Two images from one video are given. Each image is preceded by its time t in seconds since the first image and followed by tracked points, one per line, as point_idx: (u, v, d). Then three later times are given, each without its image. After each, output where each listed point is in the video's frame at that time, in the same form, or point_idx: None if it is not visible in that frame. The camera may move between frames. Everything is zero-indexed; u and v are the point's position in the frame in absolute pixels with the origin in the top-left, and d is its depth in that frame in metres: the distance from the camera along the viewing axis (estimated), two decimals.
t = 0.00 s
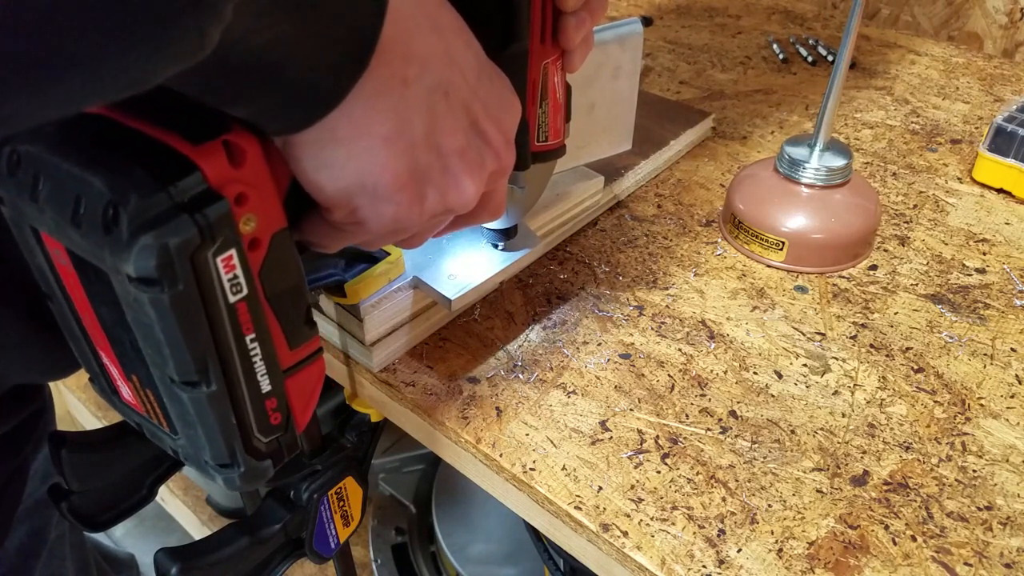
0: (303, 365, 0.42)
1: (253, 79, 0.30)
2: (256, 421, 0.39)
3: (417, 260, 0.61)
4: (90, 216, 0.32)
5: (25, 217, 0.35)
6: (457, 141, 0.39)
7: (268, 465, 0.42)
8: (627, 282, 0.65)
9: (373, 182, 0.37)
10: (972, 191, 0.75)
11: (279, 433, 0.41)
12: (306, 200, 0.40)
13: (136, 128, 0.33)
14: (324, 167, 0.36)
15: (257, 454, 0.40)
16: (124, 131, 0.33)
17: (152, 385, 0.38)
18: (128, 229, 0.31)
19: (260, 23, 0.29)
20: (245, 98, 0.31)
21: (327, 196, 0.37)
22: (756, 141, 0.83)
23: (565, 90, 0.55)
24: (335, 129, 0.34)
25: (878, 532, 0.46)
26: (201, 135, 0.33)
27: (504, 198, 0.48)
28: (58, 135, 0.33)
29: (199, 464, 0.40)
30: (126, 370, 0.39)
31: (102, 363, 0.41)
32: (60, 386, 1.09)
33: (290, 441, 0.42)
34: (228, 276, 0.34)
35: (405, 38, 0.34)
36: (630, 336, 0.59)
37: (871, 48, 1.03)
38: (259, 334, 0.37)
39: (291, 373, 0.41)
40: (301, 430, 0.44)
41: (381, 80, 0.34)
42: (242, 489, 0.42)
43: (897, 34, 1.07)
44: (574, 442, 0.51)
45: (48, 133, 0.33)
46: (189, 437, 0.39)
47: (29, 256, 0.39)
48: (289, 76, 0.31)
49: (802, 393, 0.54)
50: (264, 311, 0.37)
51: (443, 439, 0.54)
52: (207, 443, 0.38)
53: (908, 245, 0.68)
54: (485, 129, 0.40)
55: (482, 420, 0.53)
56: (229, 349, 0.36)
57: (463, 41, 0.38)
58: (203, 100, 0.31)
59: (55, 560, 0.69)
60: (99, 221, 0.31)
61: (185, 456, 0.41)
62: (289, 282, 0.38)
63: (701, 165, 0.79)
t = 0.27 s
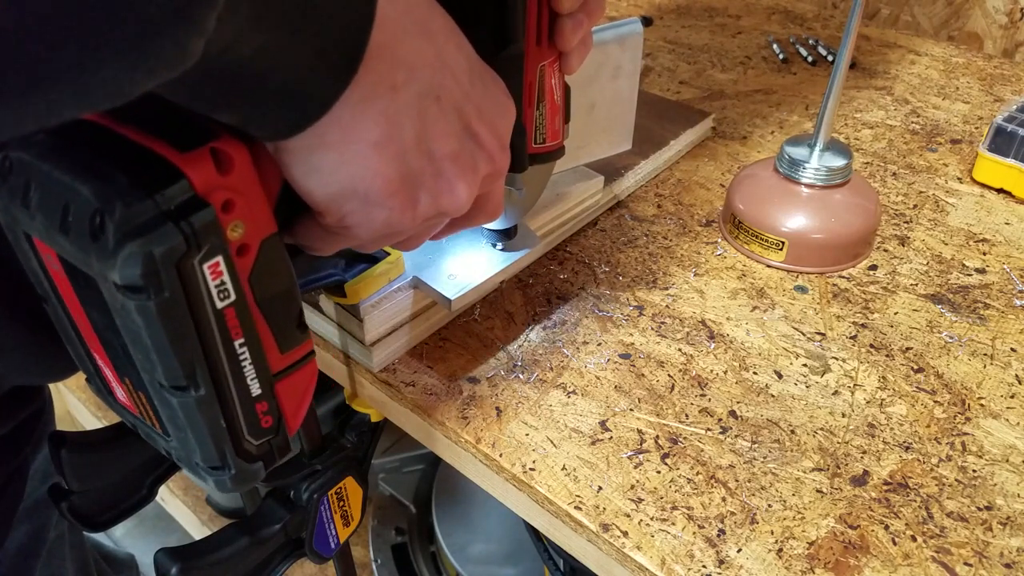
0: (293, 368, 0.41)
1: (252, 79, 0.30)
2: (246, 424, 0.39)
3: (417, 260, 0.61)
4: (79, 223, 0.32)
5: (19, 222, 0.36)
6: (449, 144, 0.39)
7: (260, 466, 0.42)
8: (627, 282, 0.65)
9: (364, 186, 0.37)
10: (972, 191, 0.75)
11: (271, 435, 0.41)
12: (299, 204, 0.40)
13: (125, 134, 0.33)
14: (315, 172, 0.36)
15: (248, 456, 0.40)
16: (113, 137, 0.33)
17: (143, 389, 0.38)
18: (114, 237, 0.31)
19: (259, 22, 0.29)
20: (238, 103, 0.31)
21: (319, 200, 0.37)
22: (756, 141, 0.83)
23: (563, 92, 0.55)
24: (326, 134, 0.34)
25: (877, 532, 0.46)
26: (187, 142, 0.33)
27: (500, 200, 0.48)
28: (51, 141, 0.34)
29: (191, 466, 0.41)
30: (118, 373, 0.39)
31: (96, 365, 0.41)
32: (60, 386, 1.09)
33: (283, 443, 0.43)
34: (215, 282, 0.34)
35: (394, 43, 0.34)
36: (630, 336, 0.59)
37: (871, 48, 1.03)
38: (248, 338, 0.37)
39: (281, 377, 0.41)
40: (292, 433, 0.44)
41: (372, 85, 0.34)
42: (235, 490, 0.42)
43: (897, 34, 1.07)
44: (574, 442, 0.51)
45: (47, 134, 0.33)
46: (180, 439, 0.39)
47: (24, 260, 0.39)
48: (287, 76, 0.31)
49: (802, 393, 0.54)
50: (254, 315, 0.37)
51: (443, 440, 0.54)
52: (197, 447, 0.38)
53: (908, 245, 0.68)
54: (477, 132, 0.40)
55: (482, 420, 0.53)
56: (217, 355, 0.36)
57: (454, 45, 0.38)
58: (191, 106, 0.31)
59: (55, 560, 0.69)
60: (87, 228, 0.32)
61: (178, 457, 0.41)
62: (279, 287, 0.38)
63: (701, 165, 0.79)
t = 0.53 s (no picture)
0: (295, 370, 0.41)
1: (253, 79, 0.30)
2: (247, 427, 0.39)
3: (417, 260, 0.61)
4: (80, 226, 0.32)
5: (19, 225, 0.36)
6: (449, 145, 0.39)
7: (261, 468, 0.42)
8: (627, 282, 0.65)
9: (364, 187, 0.37)
10: (972, 191, 0.75)
11: (272, 437, 0.41)
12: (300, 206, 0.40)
13: (126, 137, 0.33)
14: (316, 173, 0.36)
15: (249, 458, 0.40)
16: (113, 140, 0.33)
17: (144, 391, 0.38)
18: (114, 240, 0.31)
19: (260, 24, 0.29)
20: (236, 105, 0.31)
21: (320, 201, 0.37)
22: (756, 141, 0.83)
23: (562, 92, 0.55)
24: (326, 136, 0.34)
25: (877, 532, 0.46)
26: (188, 144, 0.33)
27: (500, 201, 0.48)
28: (52, 143, 0.34)
29: (193, 469, 0.41)
30: (120, 375, 0.39)
31: (97, 367, 0.41)
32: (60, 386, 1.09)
33: (284, 444, 0.43)
34: (216, 284, 0.34)
35: (394, 44, 0.34)
36: (630, 336, 0.59)
37: (871, 48, 1.03)
38: (249, 340, 0.37)
39: (283, 378, 0.41)
40: (295, 435, 0.44)
41: (372, 86, 0.34)
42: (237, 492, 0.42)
43: (897, 34, 1.07)
44: (574, 442, 0.51)
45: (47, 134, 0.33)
46: (181, 441, 0.39)
47: (25, 262, 0.39)
48: (288, 77, 0.31)
49: (802, 393, 0.54)
50: (255, 317, 0.37)
51: (443, 440, 0.54)
52: (198, 449, 0.38)
53: (908, 245, 0.68)
54: (477, 133, 0.40)
55: (482, 420, 0.53)
56: (218, 357, 0.36)
57: (454, 46, 0.38)
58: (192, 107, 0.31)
59: (55, 559, 0.69)
60: (88, 231, 0.32)
61: (180, 460, 0.41)
62: (280, 288, 0.38)
63: (701, 165, 0.79)
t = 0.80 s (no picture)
0: (295, 369, 0.41)
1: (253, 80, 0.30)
2: (245, 425, 0.39)
3: (417, 260, 0.61)
4: (79, 225, 0.32)
5: (18, 224, 0.35)
6: (448, 144, 0.39)
7: (259, 467, 0.42)
8: (627, 282, 0.65)
9: (362, 186, 0.37)
10: (972, 191, 0.75)
11: (271, 436, 0.41)
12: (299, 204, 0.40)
13: (125, 136, 0.33)
14: (314, 171, 0.36)
15: (247, 457, 0.40)
16: (112, 140, 0.33)
17: (142, 390, 0.38)
18: (113, 239, 0.31)
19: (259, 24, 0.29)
20: (234, 105, 0.31)
21: (319, 200, 0.37)
22: (756, 141, 0.83)
23: (562, 92, 0.55)
24: (324, 134, 0.34)
25: (877, 532, 0.46)
26: (187, 144, 0.33)
27: (499, 200, 0.48)
28: (51, 143, 0.34)
29: (191, 467, 0.41)
30: (118, 374, 0.39)
31: (96, 366, 0.41)
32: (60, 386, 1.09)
33: (283, 443, 0.43)
34: (214, 284, 0.34)
35: (392, 43, 0.34)
36: (630, 336, 0.59)
37: (871, 48, 1.03)
38: (248, 339, 0.37)
39: (282, 378, 0.41)
40: (294, 433, 0.44)
41: (370, 85, 0.34)
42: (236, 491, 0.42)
43: (897, 34, 1.07)
44: (574, 442, 0.51)
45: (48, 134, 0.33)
46: (179, 440, 0.39)
47: (24, 262, 0.39)
48: (288, 77, 0.31)
49: (802, 393, 0.54)
50: (254, 316, 0.37)
51: (443, 440, 0.54)
52: (196, 448, 0.38)
53: (908, 245, 0.68)
54: (476, 132, 0.40)
55: (482, 420, 0.53)
56: (217, 356, 0.36)
57: (453, 46, 0.38)
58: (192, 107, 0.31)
59: (55, 559, 0.69)
60: (87, 231, 0.32)
61: (178, 459, 0.41)
62: (279, 288, 0.38)
63: (701, 165, 0.79)
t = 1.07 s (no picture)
0: (295, 369, 0.41)
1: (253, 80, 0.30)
2: (245, 425, 0.39)
3: (417, 260, 0.61)
4: (78, 224, 0.32)
5: (18, 223, 0.35)
6: (447, 144, 0.39)
7: (260, 467, 0.42)
8: (627, 282, 0.65)
9: (362, 186, 0.37)
10: (972, 191, 0.75)
11: (271, 435, 0.41)
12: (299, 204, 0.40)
13: (125, 136, 0.33)
14: (313, 172, 0.36)
15: (247, 456, 0.40)
16: (112, 139, 0.33)
17: (142, 389, 0.38)
18: (113, 238, 0.31)
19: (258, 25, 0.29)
20: (234, 106, 0.31)
21: (319, 200, 0.37)
22: (756, 141, 0.83)
23: (562, 92, 0.55)
24: (324, 135, 0.34)
25: (877, 532, 0.46)
26: (186, 143, 0.33)
27: (499, 200, 0.47)
28: (51, 142, 0.34)
29: (191, 466, 0.41)
30: (118, 373, 0.39)
31: (96, 365, 0.41)
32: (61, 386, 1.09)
33: (283, 443, 0.43)
34: (214, 283, 0.34)
35: (390, 44, 0.34)
36: (630, 336, 0.59)
37: (871, 48, 1.03)
38: (247, 339, 0.37)
39: (281, 377, 0.41)
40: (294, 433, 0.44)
41: (369, 86, 0.34)
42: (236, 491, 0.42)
43: (897, 34, 1.07)
44: (574, 442, 0.51)
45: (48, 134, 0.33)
46: (180, 440, 0.39)
47: (24, 261, 0.39)
48: (289, 77, 0.31)
49: (801, 393, 0.54)
50: (254, 315, 0.37)
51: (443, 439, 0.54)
52: (196, 447, 0.38)
53: (908, 245, 0.68)
54: (475, 132, 0.40)
55: (482, 420, 0.53)
56: (216, 355, 0.36)
57: (452, 46, 0.38)
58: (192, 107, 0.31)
59: (54, 559, 0.69)
60: (87, 229, 0.32)
61: (178, 458, 0.41)
62: (279, 287, 0.38)
63: (701, 165, 0.79)
